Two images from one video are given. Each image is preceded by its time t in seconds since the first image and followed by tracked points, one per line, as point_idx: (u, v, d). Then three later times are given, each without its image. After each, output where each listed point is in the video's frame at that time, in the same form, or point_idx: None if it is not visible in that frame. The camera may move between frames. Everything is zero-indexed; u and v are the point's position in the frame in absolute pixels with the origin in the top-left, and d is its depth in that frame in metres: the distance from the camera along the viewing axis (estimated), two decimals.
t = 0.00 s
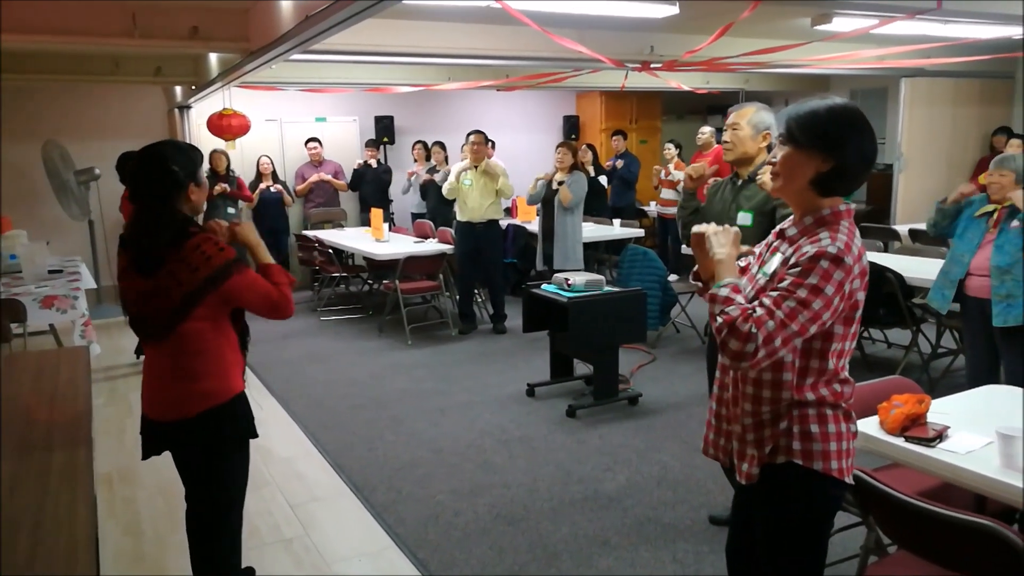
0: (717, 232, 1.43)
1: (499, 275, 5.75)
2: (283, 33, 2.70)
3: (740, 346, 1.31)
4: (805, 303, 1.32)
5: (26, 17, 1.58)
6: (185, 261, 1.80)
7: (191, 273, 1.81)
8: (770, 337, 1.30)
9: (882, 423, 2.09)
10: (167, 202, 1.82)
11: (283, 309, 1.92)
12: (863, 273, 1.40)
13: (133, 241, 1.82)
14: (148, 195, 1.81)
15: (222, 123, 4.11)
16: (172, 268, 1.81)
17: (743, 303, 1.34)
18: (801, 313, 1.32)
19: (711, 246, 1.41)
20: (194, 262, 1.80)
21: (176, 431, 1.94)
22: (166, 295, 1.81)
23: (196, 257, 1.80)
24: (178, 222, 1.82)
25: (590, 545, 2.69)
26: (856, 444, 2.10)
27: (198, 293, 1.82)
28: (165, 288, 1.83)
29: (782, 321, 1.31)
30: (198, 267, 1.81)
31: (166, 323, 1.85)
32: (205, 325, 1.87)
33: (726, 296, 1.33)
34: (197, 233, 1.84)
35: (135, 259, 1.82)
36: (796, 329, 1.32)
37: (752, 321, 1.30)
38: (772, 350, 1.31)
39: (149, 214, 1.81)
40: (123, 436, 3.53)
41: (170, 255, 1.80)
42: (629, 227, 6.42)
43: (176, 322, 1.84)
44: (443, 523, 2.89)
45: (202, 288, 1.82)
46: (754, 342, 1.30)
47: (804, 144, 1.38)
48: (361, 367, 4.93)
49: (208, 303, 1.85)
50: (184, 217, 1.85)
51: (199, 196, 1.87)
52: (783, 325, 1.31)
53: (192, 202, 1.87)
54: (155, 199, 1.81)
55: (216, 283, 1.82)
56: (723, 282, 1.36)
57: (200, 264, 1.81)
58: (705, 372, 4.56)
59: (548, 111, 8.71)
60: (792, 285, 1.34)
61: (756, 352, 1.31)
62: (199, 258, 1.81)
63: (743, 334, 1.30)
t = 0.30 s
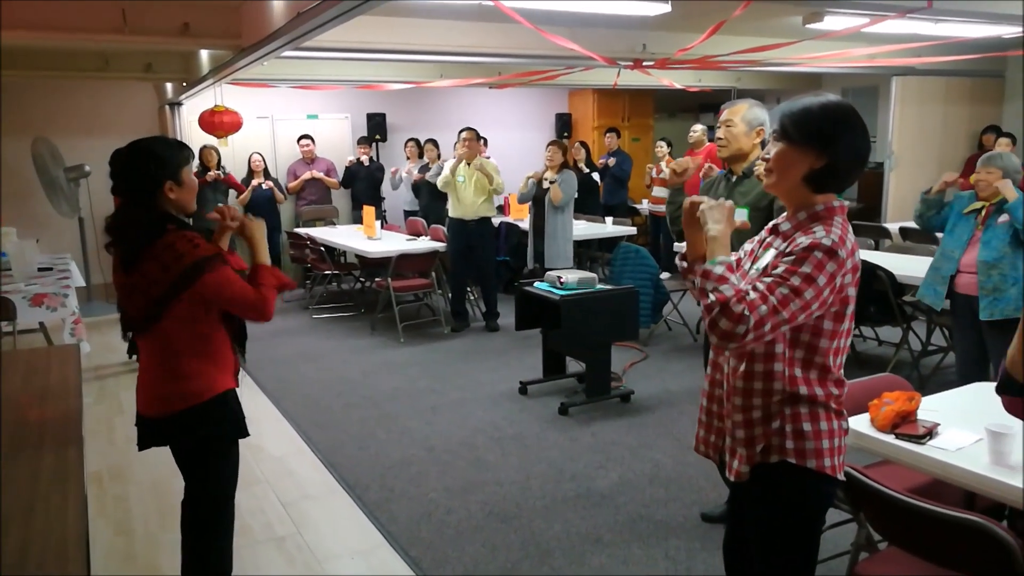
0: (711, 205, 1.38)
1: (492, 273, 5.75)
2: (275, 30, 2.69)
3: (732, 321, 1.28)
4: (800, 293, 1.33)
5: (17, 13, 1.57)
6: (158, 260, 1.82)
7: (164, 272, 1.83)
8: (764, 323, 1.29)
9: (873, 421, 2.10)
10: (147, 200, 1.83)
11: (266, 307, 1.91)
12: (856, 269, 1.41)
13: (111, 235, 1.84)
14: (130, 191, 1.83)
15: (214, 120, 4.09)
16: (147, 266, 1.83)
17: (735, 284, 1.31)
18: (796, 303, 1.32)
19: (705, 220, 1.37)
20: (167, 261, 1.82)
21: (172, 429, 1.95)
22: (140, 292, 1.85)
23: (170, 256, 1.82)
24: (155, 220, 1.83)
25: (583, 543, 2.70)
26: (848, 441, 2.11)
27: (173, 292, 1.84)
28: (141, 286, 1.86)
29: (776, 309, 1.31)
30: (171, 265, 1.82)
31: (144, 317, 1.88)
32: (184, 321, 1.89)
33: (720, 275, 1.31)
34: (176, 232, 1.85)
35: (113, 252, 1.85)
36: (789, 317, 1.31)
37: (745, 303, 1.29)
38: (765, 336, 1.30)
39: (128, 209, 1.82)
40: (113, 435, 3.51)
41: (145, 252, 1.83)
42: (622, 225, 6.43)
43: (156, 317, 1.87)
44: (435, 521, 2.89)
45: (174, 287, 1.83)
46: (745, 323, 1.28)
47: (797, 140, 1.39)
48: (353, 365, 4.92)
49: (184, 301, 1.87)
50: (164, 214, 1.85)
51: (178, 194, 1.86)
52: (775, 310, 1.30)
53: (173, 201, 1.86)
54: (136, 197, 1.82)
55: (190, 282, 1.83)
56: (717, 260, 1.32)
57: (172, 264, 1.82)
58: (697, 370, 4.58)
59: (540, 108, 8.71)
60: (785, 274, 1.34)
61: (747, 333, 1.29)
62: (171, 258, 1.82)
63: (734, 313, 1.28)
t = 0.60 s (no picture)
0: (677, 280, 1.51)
1: (482, 271, 5.75)
2: (264, 28, 2.69)
3: (738, 334, 1.32)
4: (799, 294, 1.35)
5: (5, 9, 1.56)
6: (149, 252, 1.84)
7: (154, 265, 1.84)
8: (768, 325, 1.32)
9: (861, 419, 2.11)
10: (134, 195, 1.83)
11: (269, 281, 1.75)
12: (850, 269, 1.43)
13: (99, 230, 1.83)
14: (119, 186, 1.82)
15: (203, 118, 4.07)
16: (138, 260, 1.84)
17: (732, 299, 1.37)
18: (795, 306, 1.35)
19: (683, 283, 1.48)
20: (155, 252, 1.83)
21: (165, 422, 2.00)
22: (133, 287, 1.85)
23: (160, 246, 1.83)
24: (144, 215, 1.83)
25: (573, 541, 2.70)
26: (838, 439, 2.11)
27: (166, 283, 1.87)
28: (133, 281, 1.87)
29: (778, 313, 1.34)
30: (160, 255, 1.83)
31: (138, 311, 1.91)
32: (177, 311, 1.93)
33: (716, 298, 1.37)
34: (163, 224, 1.85)
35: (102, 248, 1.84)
36: (793, 314, 1.35)
37: (745, 312, 1.33)
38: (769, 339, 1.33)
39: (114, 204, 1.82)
40: (102, 435, 3.49)
41: (135, 245, 1.83)
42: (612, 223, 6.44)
43: (150, 310, 1.91)
44: (425, 520, 2.88)
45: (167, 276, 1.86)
46: (749, 329, 1.31)
47: (789, 139, 1.39)
48: (343, 364, 4.91)
49: (178, 292, 1.91)
50: (153, 209, 1.86)
51: (166, 194, 1.88)
52: (777, 311, 1.34)
53: (162, 201, 1.88)
54: (123, 191, 1.82)
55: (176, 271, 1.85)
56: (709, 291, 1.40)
57: (162, 254, 1.83)
58: (687, 368, 4.59)
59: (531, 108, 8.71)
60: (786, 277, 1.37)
61: (756, 339, 1.32)
62: (161, 247, 1.83)
63: (735, 322, 1.32)
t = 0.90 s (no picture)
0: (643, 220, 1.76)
1: (478, 272, 5.74)
2: (258, 30, 2.69)
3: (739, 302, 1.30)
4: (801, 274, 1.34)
5: None
6: (145, 246, 1.84)
7: (152, 258, 1.84)
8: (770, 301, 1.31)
9: (857, 418, 2.11)
10: (136, 193, 1.84)
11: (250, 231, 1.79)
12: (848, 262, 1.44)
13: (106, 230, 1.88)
14: (124, 185, 1.85)
15: (198, 121, 4.05)
16: (135, 254, 1.85)
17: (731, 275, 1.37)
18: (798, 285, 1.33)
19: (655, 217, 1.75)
20: (150, 244, 1.83)
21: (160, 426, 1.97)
22: (129, 278, 1.85)
23: (156, 237, 1.84)
24: (144, 213, 1.85)
25: (570, 542, 2.70)
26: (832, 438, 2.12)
27: (166, 275, 1.87)
28: (136, 276, 1.87)
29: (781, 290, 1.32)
30: (155, 246, 1.83)
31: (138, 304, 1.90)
32: (175, 305, 1.92)
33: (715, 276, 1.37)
34: (162, 221, 1.86)
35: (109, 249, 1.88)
36: (796, 287, 1.33)
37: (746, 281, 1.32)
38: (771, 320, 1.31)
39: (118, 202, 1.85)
40: (97, 438, 3.49)
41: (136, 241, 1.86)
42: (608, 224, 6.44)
43: (150, 302, 1.89)
44: (422, 522, 2.88)
45: (166, 267, 1.86)
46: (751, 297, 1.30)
47: (783, 140, 1.39)
48: (339, 366, 4.91)
49: (180, 286, 1.91)
50: (156, 208, 1.87)
51: (168, 193, 1.87)
52: (780, 282, 1.33)
53: (164, 199, 1.87)
54: (127, 190, 1.84)
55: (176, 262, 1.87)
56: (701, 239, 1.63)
57: (159, 246, 1.84)
58: (683, 368, 4.59)
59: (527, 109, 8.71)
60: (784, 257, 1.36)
61: (761, 307, 1.30)
62: (158, 241, 1.83)
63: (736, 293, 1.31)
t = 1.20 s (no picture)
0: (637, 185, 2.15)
1: (472, 273, 5.74)
2: (250, 30, 2.68)
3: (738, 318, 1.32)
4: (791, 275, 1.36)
5: None
6: (132, 245, 1.86)
7: (138, 258, 1.86)
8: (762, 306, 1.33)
9: (848, 418, 2.11)
10: (128, 193, 1.86)
11: (232, 227, 1.90)
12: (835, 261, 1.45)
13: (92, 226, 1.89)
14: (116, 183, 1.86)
15: (189, 122, 4.02)
16: (122, 253, 1.86)
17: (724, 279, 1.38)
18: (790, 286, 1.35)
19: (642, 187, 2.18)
20: (137, 245, 1.86)
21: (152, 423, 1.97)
22: (117, 277, 1.86)
23: (142, 238, 1.86)
24: (133, 212, 1.87)
25: (563, 543, 2.70)
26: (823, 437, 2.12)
27: (149, 276, 1.89)
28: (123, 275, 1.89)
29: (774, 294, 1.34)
30: (141, 246, 1.86)
31: (127, 304, 1.91)
32: (162, 302, 1.92)
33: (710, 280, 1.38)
34: (151, 221, 1.88)
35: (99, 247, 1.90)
36: (788, 291, 1.35)
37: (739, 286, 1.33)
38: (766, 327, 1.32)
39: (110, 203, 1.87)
40: (89, 440, 3.47)
41: (123, 240, 1.87)
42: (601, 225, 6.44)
43: (139, 301, 1.91)
44: (414, 523, 2.88)
45: (150, 268, 1.88)
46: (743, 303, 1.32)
47: (767, 140, 1.41)
48: (332, 367, 4.90)
49: (167, 285, 1.92)
50: (146, 209, 1.88)
51: (161, 196, 1.87)
52: (771, 290, 1.34)
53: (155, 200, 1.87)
54: (120, 189, 1.86)
55: (160, 261, 1.88)
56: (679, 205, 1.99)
57: (144, 246, 1.86)
58: (676, 369, 4.59)
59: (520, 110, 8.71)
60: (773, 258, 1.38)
61: (760, 319, 1.32)
62: (145, 240, 1.86)
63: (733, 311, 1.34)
